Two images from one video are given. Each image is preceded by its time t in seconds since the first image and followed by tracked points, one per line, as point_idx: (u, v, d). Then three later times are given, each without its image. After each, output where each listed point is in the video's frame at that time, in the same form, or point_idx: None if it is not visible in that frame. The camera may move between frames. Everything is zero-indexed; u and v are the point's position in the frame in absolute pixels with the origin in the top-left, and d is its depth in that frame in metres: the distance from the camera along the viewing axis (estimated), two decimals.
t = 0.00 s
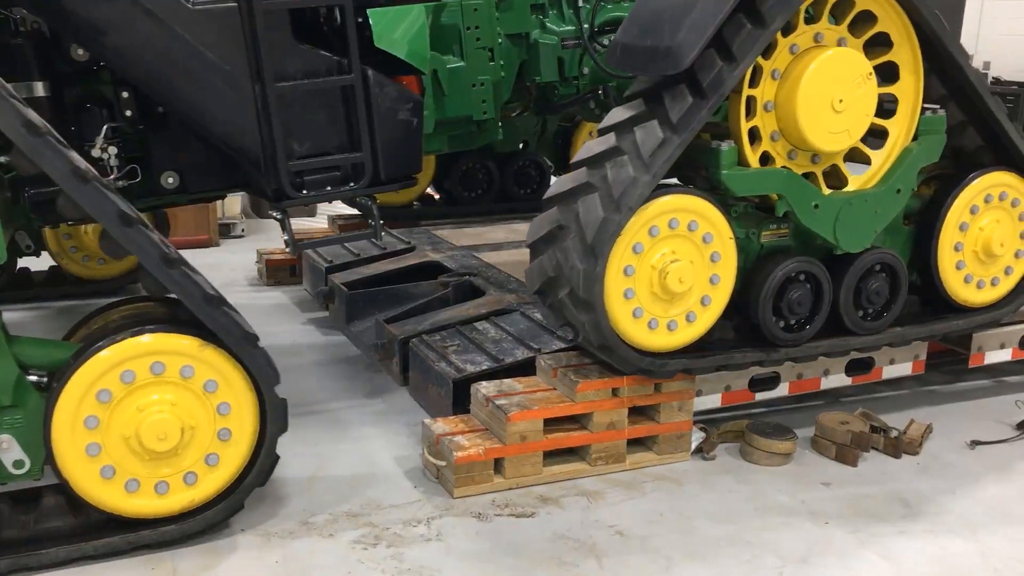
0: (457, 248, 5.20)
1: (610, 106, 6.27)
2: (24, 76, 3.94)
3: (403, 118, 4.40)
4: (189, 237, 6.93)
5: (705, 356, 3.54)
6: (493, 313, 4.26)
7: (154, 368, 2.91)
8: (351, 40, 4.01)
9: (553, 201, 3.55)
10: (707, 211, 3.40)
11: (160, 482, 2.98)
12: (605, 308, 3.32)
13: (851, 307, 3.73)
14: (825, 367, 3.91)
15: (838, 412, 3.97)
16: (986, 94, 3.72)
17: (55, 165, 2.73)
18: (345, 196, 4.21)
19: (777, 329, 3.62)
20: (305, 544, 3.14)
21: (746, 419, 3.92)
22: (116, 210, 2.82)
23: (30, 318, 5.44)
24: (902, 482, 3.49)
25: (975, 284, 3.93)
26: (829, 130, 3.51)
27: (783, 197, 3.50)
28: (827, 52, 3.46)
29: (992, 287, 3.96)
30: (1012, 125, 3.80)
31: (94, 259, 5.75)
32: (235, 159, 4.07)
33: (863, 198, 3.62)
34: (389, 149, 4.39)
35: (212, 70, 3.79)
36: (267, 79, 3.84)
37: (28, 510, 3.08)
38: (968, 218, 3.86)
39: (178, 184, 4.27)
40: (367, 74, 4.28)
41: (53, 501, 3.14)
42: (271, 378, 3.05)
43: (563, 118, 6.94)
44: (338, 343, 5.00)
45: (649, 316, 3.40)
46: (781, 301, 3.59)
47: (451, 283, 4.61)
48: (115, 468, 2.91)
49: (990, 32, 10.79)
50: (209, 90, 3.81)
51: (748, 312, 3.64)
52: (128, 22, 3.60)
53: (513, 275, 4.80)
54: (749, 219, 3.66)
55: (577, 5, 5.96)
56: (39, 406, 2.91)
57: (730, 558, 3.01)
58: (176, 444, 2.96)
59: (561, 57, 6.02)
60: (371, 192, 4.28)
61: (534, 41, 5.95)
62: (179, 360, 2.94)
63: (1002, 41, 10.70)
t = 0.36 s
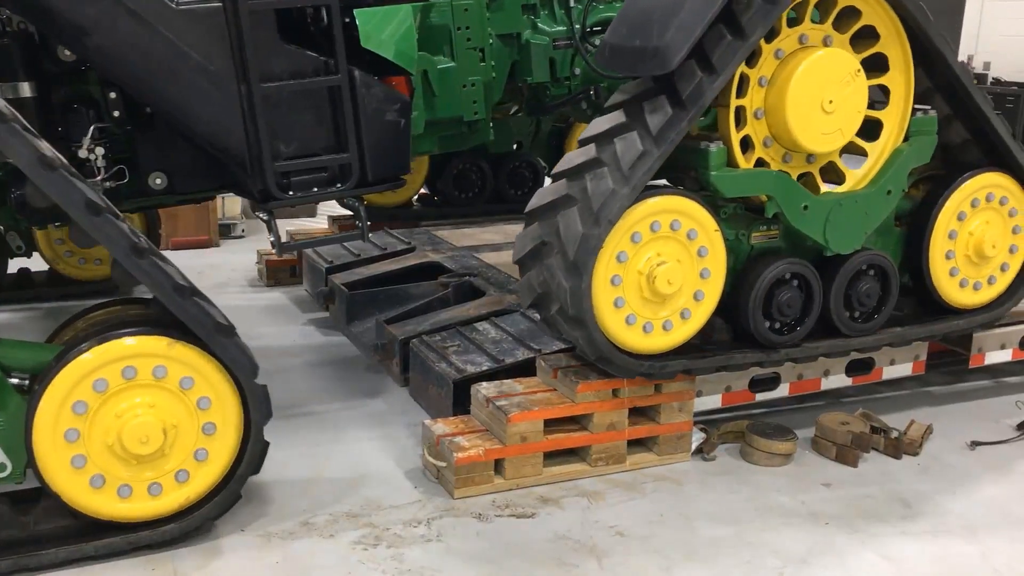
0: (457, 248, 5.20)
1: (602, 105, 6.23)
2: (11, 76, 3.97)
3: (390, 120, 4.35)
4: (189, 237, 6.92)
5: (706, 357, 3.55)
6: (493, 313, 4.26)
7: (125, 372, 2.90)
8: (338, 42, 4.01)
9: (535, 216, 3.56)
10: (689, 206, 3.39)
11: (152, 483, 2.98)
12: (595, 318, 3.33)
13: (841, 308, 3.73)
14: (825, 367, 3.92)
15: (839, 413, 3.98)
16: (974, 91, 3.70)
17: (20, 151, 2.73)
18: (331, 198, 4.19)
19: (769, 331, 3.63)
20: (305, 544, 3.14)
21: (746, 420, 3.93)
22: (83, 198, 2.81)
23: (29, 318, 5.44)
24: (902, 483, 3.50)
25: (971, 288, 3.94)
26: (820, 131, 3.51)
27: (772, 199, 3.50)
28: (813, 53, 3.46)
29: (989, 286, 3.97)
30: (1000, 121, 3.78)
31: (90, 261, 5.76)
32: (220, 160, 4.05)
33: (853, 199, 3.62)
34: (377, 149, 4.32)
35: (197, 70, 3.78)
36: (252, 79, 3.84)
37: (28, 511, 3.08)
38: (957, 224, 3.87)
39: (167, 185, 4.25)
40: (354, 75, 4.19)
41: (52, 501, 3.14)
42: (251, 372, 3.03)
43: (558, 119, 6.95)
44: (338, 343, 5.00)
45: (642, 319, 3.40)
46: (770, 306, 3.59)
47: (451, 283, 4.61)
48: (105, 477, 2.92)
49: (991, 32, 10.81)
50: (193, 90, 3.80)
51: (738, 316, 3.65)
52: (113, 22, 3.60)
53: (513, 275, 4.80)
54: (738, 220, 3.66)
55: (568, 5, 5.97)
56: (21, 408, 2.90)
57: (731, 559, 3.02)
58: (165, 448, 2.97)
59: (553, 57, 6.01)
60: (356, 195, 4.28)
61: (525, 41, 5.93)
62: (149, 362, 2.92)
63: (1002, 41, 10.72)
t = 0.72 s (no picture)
0: (457, 248, 5.20)
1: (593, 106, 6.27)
2: None
3: (376, 121, 4.35)
4: (189, 238, 6.91)
5: (705, 359, 3.55)
6: (493, 314, 4.27)
7: (95, 379, 2.88)
8: (324, 42, 3.99)
9: (518, 233, 3.55)
10: (670, 205, 3.37)
11: (144, 484, 2.98)
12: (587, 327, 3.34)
13: (830, 310, 3.72)
14: (825, 368, 3.93)
15: (838, 414, 3.98)
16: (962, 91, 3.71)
17: None
18: (318, 199, 4.18)
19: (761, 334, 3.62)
20: (306, 546, 3.14)
21: (747, 421, 3.94)
22: (49, 187, 2.78)
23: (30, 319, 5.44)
24: (902, 484, 3.50)
25: (967, 291, 3.96)
26: (812, 132, 3.52)
27: (761, 201, 3.51)
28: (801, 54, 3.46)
29: (986, 286, 3.98)
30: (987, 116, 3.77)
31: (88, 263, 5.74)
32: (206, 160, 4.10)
33: (841, 201, 3.63)
34: (364, 151, 4.32)
35: (179, 70, 3.79)
36: (237, 80, 3.84)
37: (28, 512, 3.08)
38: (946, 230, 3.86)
39: (154, 187, 4.24)
40: (340, 77, 4.20)
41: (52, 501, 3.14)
42: (223, 361, 2.99)
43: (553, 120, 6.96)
44: (338, 345, 5.00)
45: (636, 322, 3.41)
46: (760, 310, 3.57)
47: (451, 283, 4.59)
48: (95, 486, 2.92)
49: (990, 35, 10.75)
50: (175, 90, 3.82)
51: (727, 318, 3.63)
52: (95, 20, 3.62)
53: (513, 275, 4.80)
54: (727, 221, 3.66)
55: (559, 6, 6.01)
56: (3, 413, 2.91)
57: (731, 560, 3.02)
58: (151, 452, 2.96)
59: (544, 58, 6.04)
60: (344, 195, 4.26)
61: (516, 42, 5.98)
62: (119, 365, 2.91)
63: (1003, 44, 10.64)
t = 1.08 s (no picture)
0: (457, 250, 5.18)
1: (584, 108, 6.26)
2: None
3: (364, 122, 4.30)
4: (189, 240, 6.90)
5: (705, 360, 3.56)
6: (492, 315, 4.27)
7: (65, 389, 2.87)
8: (309, 43, 3.89)
9: (501, 251, 3.55)
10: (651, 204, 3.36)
11: (136, 484, 2.98)
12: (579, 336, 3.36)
13: (820, 311, 3.71)
14: (824, 370, 3.94)
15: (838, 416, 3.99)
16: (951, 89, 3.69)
17: None
18: (304, 201, 4.15)
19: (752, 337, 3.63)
20: (305, 547, 3.13)
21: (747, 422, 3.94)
22: (13, 174, 2.81)
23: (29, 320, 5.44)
24: (901, 486, 3.50)
25: (964, 293, 3.96)
26: (802, 135, 3.53)
27: (750, 203, 3.49)
28: (789, 56, 3.47)
29: (983, 284, 3.97)
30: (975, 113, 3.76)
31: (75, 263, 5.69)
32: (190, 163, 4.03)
33: (831, 202, 3.62)
34: (350, 154, 4.27)
35: (163, 72, 3.71)
36: (222, 80, 3.76)
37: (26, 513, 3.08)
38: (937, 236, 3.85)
39: (141, 188, 4.19)
40: (325, 78, 4.13)
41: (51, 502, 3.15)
42: (194, 351, 2.96)
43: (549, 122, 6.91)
44: (339, 347, 5.00)
45: (631, 324, 3.42)
46: (750, 314, 3.57)
47: (451, 285, 4.57)
48: (85, 494, 2.92)
49: (990, 35, 10.10)
50: (160, 92, 3.74)
51: (717, 322, 3.62)
52: (79, 23, 3.57)
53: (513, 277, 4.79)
54: (716, 223, 3.62)
55: (550, 8, 6.00)
56: None
57: (730, 561, 3.02)
58: (137, 452, 2.96)
59: (535, 60, 6.06)
60: (330, 197, 4.22)
61: (507, 43, 5.97)
62: (87, 370, 2.89)
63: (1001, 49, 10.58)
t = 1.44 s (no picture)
0: (457, 252, 5.18)
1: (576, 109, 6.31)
2: None
3: (349, 124, 4.24)
4: (189, 242, 6.90)
5: (705, 362, 3.56)
6: (492, 316, 4.30)
7: (36, 399, 2.86)
8: (293, 43, 3.83)
9: (487, 268, 3.55)
10: (630, 205, 3.34)
11: (126, 482, 2.98)
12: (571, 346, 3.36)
13: (809, 312, 3.71)
14: (824, 370, 3.95)
15: (837, 417, 3.99)
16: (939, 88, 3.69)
17: None
18: (289, 204, 4.07)
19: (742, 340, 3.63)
20: (306, 548, 3.13)
21: (746, 423, 3.95)
22: None
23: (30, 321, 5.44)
24: (900, 487, 3.51)
25: (959, 294, 3.97)
26: (792, 138, 3.53)
27: (738, 205, 3.50)
28: (775, 58, 3.46)
29: (978, 281, 3.97)
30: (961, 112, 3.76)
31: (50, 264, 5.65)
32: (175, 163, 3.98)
33: (820, 204, 3.62)
34: (336, 156, 4.21)
35: (148, 74, 3.71)
36: (205, 81, 3.72)
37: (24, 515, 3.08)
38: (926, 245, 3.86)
39: (128, 191, 4.16)
40: (312, 79, 4.08)
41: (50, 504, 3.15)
42: (163, 341, 2.95)
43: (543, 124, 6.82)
44: (339, 348, 5.00)
45: (624, 325, 3.41)
46: (739, 316, 3.56)
47: (451, 287, 4.57)
48: (77, 499, 2.93)
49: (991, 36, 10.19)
50: (143, 92, 3.73)
51: (706, 326, 3.62)
52: (61, 24, 3.58)
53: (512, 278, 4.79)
54: (705, 226, 3.63)
55: (541, 9, 6.01)
56: None
57: (730, 562, 3.03)
58: (122, 452, 2.95)
59: (526, 61, 6.06)
60: (315, 200, 4.14)
61: (498, 45, 5.96)
62: (54, 378, 2.88)
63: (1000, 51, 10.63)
